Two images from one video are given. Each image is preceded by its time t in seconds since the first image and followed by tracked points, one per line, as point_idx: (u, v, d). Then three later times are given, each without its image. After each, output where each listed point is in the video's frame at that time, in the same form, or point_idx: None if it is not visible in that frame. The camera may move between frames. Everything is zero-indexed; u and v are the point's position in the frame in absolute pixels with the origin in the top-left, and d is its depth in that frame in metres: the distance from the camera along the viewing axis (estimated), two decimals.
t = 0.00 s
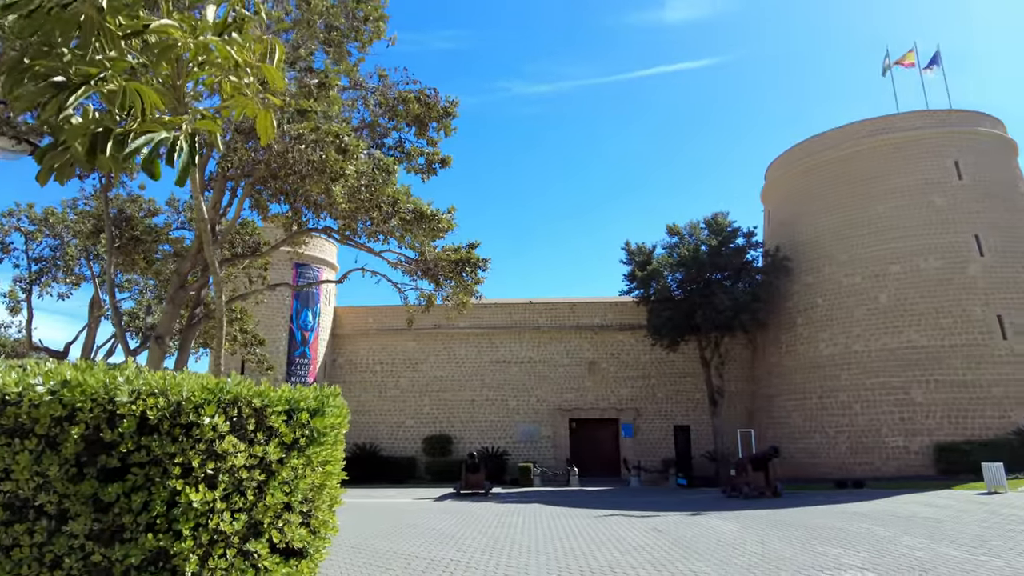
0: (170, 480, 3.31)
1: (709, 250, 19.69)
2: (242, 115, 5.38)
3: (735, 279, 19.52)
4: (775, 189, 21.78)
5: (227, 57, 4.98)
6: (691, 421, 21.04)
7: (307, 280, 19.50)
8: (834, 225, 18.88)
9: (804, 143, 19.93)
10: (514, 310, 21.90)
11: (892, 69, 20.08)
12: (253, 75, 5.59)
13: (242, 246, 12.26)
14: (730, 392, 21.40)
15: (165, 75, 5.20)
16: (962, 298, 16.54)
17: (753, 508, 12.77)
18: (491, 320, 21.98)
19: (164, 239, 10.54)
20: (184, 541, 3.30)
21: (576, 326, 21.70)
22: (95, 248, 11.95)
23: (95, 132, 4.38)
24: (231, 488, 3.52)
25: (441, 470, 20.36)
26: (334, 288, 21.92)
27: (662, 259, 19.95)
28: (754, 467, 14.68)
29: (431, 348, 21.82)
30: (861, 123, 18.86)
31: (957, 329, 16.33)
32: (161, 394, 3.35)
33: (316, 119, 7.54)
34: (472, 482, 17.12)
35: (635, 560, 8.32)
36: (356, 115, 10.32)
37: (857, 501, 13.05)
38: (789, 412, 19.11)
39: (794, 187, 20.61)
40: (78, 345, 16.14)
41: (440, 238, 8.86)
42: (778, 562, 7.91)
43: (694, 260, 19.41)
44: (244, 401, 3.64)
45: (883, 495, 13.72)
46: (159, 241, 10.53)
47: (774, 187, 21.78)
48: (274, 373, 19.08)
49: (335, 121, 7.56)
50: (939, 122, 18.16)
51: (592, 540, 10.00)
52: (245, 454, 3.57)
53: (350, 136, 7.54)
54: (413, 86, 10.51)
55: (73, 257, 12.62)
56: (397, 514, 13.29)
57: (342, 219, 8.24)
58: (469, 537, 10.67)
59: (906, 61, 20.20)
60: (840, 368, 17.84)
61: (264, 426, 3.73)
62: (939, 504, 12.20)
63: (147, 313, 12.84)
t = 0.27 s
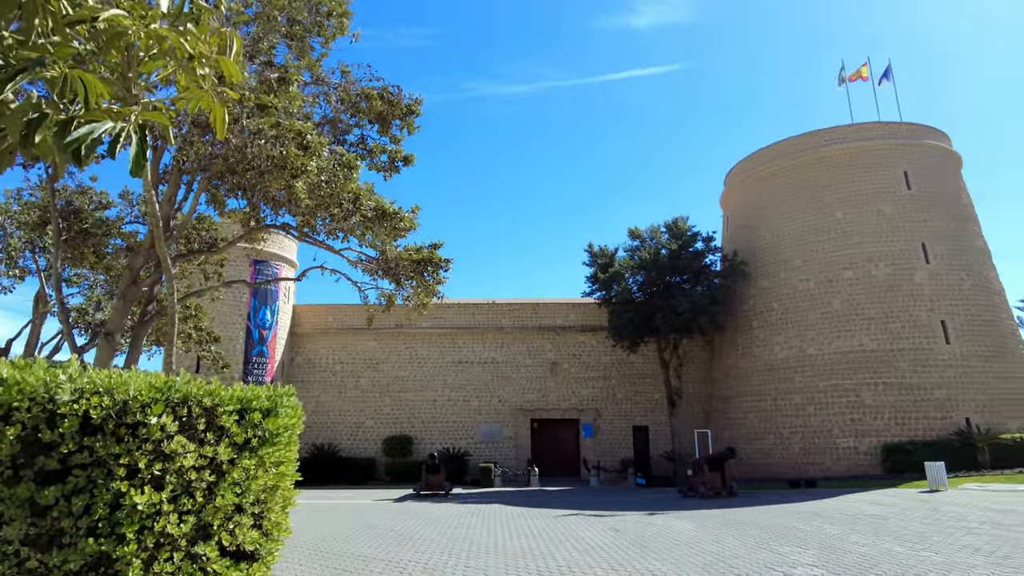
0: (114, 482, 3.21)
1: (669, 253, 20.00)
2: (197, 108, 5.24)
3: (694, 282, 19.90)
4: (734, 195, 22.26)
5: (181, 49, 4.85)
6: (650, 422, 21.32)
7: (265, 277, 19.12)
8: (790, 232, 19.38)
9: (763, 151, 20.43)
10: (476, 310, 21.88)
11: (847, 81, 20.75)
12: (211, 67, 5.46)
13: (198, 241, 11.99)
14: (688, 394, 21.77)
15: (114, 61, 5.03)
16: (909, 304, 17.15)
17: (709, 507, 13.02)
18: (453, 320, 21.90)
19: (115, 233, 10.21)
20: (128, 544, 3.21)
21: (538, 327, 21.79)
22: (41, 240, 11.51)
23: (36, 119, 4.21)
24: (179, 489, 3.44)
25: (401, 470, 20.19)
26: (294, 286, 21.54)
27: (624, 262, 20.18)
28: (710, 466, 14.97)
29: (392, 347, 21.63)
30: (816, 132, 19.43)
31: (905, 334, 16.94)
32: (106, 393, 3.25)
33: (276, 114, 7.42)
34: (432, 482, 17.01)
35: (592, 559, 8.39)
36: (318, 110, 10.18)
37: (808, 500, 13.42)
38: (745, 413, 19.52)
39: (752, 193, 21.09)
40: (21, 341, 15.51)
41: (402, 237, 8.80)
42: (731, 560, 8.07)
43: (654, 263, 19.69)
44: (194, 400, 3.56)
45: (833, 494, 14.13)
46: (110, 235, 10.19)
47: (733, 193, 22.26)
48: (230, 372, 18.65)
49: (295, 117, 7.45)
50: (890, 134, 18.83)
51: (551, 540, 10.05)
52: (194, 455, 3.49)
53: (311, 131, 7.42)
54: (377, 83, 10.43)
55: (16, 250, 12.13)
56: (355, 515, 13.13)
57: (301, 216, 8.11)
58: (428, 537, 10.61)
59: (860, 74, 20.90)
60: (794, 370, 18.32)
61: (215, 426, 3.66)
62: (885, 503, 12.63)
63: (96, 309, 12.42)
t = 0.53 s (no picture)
0: (61, 483, 3.11)
1: (635, 255, 20.21)
2: (156, 98, 5.09)
3: (659, 284, 20.16)
4: (699, 199, 22.61)
5: (138, 35, 4.70)
6: (615, 422, 21.53)
7: (227, 273, 18.72)
8: (752, 236, 19.76)
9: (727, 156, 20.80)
10: (443, 310, 21.79)
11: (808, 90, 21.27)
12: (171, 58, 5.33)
13: (157, 236, 11.73)
14: (652, 394, 22.03)
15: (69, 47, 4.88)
16: (865, 307, 17.65)
17: (671, 506, 13.18)
18: (420, 319, 21.77)
19: (69, 226, 9.90)
20: (75, 547, 3.11)
21: (505, 327, 21.81)
22: None
23: None
24: (131, 490, 3.35)
25: (365, 471, 19.99)
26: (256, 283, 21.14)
27: (591, 263, 20.32)
28: (673, 466, 15.17)
29: (357, 347, 21.38)
30: (778, 139, 19.88)
31: (861, 337, 17.42)
32: (53, 390, 3.16)
33: (239, 108, 7.28)
34: (396, 483, 16.87)
35: (555, 559, 8.42)
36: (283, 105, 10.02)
37: (767, 499, 13.69)
38: (707, 413, 19.84)
39: (716, 198, 21.45)
40: None
41: (367, 235, 8.72)
42: (692, 558, 8.19)
43: (620, 264, 19.88)
44: (148, 398, 3.48)
45: (791, 493, 14.45)
46: (63, 228, 9.85)
47: (698, 197, 22.60)
48: (189, 371, 18.21)
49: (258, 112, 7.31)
50: (849, 142, 19.36)
51: (514, 540, 10.06)
52: (148, 454, 3.41)
53: (275, 126, 7.29)
54: (343, 79, 10.31)
55: None
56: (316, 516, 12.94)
57: (264, 212, 7.97)
58: (391, 538, 10.52)
59: (821, 84, 21.44)
60: (754, 372, 18.68)
61: (169, 425, 3.57)
62: (840, 501, 12.97)
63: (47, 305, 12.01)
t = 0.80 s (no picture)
0: (14, 484, 3.02)
1: (607, 257, 20.35)
2: (119, 90, 4.95)
3: (630, 285, 20.35)
4: (670, 202, 22.86)
5: (100, 24, 4.56)
6: (585, 422, 21.66)
7: (194, 270, 18.35)
8: (722, 239, 20.04)
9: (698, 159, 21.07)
10: (415, 309, 21.67)
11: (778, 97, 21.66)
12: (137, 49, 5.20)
13: (121, 230, 11.47)
14: (622, 394, 22.20)
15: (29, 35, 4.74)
16: (830, 311, 18.03)
17: (640, 505, 13.29)
18: (391, 319, 21.61)
19: (28, 219, 9.62)
20: (29, 550, 3.02)
21: (477, 327, 21.78)
22: None
23: None
24: (88, 491, 3.26)
25: (334, 472, 19.77)
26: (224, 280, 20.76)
27: (563, 264, 20.40)
28: (642, 466, 15.31)
29: (327, 346, 21.13)
30: (748, 144, 20.21)
31: (826, 339, 17.79)
32: (7, 389, 3.07)
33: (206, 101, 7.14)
34: (365, 483, 16.71)
35: (524, 559, 8.42)
36: (253, 100, 9.87)
37: (734, 498, 13.89)
38: (676, 414, 20.06)
39: (687, 201, 21.71)
40: None
41: (336, 232, 8.61)
42: (659, 558, 8.26)
43: (592, 265, 19.99)
44: (108, 397, 3.40)
45: (757, 492, 14.69)
46: (21, 221, 9.56)
47: (669, 200, 22.85)
48: (154, 370, 17.80)
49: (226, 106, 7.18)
50: (816, 148, 19.76)
51: (484, 540, 10.05)
52: (107, 454, 3.32)
53: (241, 121, 7.15)
54: (315, 74, 10.20)
55: None
56: (283, 517, 12.76)
57: (231, 207, 7.85)
58: (359, 539, 10.42)
59: (790, 91, 21.85)
60: (722, 373, 18.95)
61: (130, 425, 3.49)
62: (804, 500, 13.23)
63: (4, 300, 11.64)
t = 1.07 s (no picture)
0: None
1: (585, 258, 20.44)
2: (88, 82, 4.83)
3: (608, 286, 20.48)
4: (648, 204, 23.02)
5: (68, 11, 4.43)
6: (562, 422, 21.74)
7: (166, 267, 18.03)
8: (698, 241, 20.23)
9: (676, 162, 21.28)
10: (392, 309, 21.56)
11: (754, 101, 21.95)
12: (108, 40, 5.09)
13: (90, 225, 11.23)
14: (599, 395, 22.30)
15: None
16: (803, 313, 18.30)
17: (615, 505, 13.36)
18: (368, 318, 21.46)
19: None
20: None
21: (455, 327, 21.72)
22: None
23: None
24: (51, 492, 3.17)
25: (308, 472, 19.57)
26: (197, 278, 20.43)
27: (541, 265, 20.45)
28: (618, 466, 15.40)
29: (302, 345, 20.90)
30: (724, 147, 20.45)
31: (799, 341, 18.05)
32: None
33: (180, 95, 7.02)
34: (340, 483, 16.55)
35: (499, 559, 8.41)
36: (229, 95, 9.74)
37: (708, 497, 14.03)
38: (651, 414, 20.21)
39: (665, 203, 21.89)
40: None
41: (312, 230, 8.51)
42: (634, 557, 8.32)
43: (570, 266, 20.06)
44: (73, 395, 3.33)
45: (730, 492, 14.85)
46: None
47: (647, 201, 23.01)
48: (124, 368, 17.44)
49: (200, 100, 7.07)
50: (791, 152, 20.05)
51: (459, 540, 10.02)
52: (71, 454, 3.24)
53: (216, 116, 7.03)
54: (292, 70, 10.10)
55: None
56: (255, 518, 12.57)
57: (205, 202, 7.74)
58: (334, 540, 10.32)
59: (766, 96, 22.15)
60: (697, 373, 19.14)
61: (96, 424, 3.42)
62: (776, 499, 13.41)
63: None
